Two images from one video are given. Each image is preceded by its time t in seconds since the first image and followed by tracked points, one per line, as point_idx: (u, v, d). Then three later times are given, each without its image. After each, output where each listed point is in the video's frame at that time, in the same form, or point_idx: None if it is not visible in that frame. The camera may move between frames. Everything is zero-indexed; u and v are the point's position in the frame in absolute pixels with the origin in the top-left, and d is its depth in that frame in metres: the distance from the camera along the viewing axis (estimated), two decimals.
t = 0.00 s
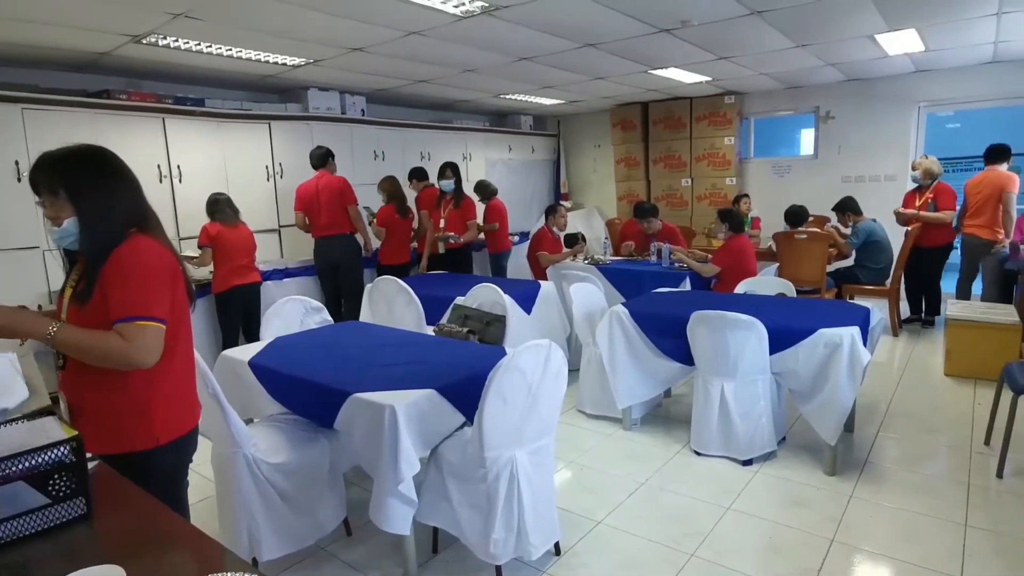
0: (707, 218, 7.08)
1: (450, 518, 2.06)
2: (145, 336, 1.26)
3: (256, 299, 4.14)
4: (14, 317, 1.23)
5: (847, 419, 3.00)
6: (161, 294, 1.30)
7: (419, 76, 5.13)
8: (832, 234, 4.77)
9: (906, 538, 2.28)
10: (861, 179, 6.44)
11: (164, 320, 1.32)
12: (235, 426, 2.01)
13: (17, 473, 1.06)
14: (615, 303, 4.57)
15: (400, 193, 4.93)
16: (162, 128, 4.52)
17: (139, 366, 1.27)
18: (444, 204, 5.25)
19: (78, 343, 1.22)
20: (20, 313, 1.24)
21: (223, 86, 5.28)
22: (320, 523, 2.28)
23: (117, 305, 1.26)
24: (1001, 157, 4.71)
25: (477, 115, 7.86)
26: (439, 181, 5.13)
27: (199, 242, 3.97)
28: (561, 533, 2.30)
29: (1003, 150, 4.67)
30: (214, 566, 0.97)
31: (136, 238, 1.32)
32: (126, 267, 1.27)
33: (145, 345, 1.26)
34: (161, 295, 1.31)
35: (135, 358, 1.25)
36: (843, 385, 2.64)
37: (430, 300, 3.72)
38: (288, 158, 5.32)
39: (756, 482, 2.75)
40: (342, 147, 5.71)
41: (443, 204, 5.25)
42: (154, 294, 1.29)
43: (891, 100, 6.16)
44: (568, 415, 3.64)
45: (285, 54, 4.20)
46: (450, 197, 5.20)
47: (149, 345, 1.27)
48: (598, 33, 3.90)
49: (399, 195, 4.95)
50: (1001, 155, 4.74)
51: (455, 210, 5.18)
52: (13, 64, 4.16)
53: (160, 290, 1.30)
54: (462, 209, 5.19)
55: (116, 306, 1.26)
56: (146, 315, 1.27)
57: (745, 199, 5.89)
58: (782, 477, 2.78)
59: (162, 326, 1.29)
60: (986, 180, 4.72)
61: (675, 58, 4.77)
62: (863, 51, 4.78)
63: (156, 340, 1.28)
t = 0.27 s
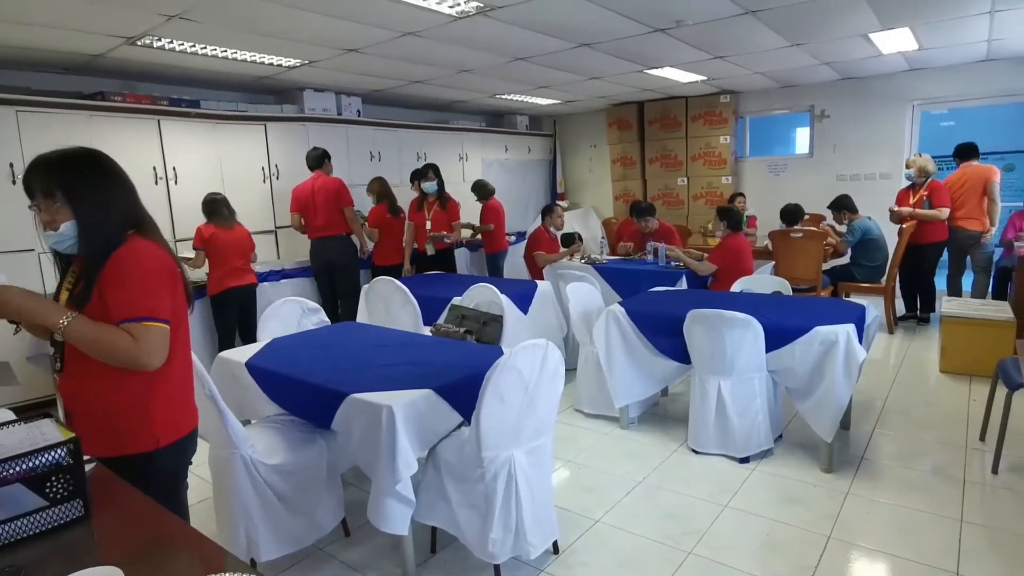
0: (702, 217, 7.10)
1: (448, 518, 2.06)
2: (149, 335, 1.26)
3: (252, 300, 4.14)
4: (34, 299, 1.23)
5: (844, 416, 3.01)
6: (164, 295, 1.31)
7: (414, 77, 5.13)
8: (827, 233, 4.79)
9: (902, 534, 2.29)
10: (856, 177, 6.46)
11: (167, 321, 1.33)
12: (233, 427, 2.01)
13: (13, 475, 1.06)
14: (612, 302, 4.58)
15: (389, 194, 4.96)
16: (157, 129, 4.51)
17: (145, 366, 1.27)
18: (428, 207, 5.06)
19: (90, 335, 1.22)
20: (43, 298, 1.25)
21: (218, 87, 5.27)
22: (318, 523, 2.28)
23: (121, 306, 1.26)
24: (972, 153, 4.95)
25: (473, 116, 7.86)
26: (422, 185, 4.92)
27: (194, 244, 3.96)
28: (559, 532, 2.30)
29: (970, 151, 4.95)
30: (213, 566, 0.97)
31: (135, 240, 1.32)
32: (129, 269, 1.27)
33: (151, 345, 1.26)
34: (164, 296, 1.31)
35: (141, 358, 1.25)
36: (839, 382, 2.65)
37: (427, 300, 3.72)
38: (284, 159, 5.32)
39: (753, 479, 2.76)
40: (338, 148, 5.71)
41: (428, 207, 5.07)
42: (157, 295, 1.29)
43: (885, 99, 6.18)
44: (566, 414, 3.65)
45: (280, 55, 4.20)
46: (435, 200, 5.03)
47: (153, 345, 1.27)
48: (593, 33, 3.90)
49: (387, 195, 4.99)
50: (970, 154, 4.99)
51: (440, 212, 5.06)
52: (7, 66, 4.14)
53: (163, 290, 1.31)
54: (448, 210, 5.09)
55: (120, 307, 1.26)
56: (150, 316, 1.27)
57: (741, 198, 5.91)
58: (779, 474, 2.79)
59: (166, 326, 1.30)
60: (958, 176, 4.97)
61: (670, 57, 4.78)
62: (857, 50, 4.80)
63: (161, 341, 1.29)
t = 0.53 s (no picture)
0: (702, 217, 7.11)
1: (448, 517, 2.06)
2: (156, 323, 1.27)
3: (252, 300, 4.14)
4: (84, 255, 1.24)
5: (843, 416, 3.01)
6: (170, 289, 1.31)
7: (413, 76, 5.13)
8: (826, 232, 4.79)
9: (901, 532, 2.29)
10: (856, 177, 6.47)
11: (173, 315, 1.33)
12: (234, 426, 2.01)
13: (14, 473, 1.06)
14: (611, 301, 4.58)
15: (383, 193, 5.02)
16: (157, 129, 4.51)
17: (149, 359, 1.27)
18: (416, 205, 4.90)
19: (107, 311, 1.21)
20: (88, 262, 1.25)
21: (218, 87, 5.27)
22: (319, 522, 2.28)
23: (127, 299, 1.26)
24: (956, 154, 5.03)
25: (473, 116, 7.86)
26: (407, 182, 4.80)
27: (194, 244, 3.95)
28: (559, 531, 2.31)
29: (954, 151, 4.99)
30: (215, 565, 0.97)
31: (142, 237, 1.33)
32: (136, 264, 1.28)
33: (156, 337, 1.26)
34: (170, 291, 1.31)
35: (146, 351, 1.25)
36: (838, 381, 2.65)
37: (427, 300, 3.72)
38: (284, 159, 5.32)
39: (753, 478, 2.76)
40: (337, 148, 5.71)
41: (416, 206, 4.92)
42: (163, 289, 1.30)
43: (884, 99, 6.19)
44: (566, 413, 3.65)
45: (279, 55, 4.20)
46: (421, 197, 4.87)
47: (161, 335, 1.27)
48: (593, 32, 3.90)
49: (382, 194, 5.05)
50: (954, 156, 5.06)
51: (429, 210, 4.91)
52: (6, 66, 4.14)
53: (170, 285, 1.31)
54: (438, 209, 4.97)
55: (126, 300, 1.26)
56: (157, 306, 1.28)
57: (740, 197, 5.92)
58: (779, 473, 2.80)
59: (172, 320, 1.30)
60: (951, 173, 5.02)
61: (669, 57, 4.78)
62: (856, 50, 4.81)
63: (166, 334, 1.29)
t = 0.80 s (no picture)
0: (702, 217, 7.11)
1: (450, 517, 2.07)
2: (156, 326, 1.26)
3: (252, 300, 4.14)
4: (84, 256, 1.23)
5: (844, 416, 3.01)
6: (172, 292, 1.31)
7: (414, 77, 5.13)
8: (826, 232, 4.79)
9: (902, 532, 2.30)
10: (856, 177, 6.47)
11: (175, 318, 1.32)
12: (235, 426, 2.01)
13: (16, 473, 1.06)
14: (612, 301, 4.58)
15: (383, 194, 5.06)
16: (157, 129, 4.51)
17: (147, 361, 1.26)
18: (416, 206, 4.90)
19: (105, 311, 1.19)
20: (87, 263, 1.24)
21: (218, 87, 5.27)
22: (320, 522, 2.28)
23: (129, 300, 1.26)
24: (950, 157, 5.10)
25: (473, 116, 7.86)
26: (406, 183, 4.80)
27: (195, 245, 3.95)
28: (560, 531, 2.31)
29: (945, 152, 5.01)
30: (219, 564, 0.97)
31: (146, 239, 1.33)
32: (138, 266, 1.28)
33: (155, 339, 1.25)
34: (172, 293, 1.31)
35: (144, 352, 1.24)
36: (839, 380, 2.65)
37: (427, 300, 3.72)
38: (284, 159, 5.32)
39: (753, 478, 2.76)
40: (338, 148, 5.71)
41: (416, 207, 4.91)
42: (164, 291, 1.29)
43: (884, 99, 6.19)
44: (566, 413, 3.65)
45: (280, 55, 4.20)
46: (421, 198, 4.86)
47: (161, 338, 1.27)
48: (593, 33, 3.91)
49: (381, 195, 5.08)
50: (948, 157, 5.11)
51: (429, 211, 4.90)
52: (7, 66, 4.14)
53: (172, 287, 1.31)
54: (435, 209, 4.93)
55: (127, 301, 1.26)
56: (157, 309, 1.27)
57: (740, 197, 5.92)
58: (780, 473, 2.80)
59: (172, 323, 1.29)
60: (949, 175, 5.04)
61: (669, 57, 4.78)
62: (857, 50, 4.81)
63: (166, 337, 1.28)
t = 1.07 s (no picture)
0: (702, 217, 7.11)
1: (450, 518, 2.07)
2: (119, 336, 1.23)
3: (252, 300, 4.14)
4: (65, 262, 1.25)
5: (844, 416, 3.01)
6: (147, 301, 1.28)
7: (414, 77, 5.13)
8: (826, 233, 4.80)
9: (902, 533, 2.30)
10: (856, 177, 6.47)
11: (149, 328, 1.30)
12: (236, 426, 2.01)
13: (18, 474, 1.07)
14: (612, 302, 4.58)
15: (383, 195, 5.04)
16: (157, 129, 4.51)
17: (110, 371, 1.24)
18: (416, 206, 4.90)
19: (71, 316, 1.20)
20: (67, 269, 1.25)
21: (218, 88, 5.27)
22: (320, 523, 2.28)
23: (102, 307, 1.25)
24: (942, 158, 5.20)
25: (473, 116, 7.87)
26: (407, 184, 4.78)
27: (194, 246, 3.93)
28: (561, 532, 2.31)
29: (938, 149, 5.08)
30: (220, 566, 0.97)
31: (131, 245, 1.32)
32: (115, 272, 1.27)
33: (118, 350, 1.23)
34: (147, 302, 1.28)
35: (105, 362, 1.23)
36: (840, 381, 2.65)
37: (428, 301, 3.72)
38: (284, 159, 5.32)
39: (754, 479, 2.76)
40: (338, 148, 5.71)
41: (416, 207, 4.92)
42: (137, 300, 1.27)
43: (885, 99, 6.20)
44: (566, 414, 3.65)
45: (281, 56, 4.21)
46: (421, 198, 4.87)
47: (124, 348, 1.24)
48: (593, 33, 3.91)
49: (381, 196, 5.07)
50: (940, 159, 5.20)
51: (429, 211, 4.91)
52: (6, 66, 4.14)
53: (147, 296, 1.28)
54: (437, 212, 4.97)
55: (100, 308, 1.25)
56: (124, 318, 1.24)
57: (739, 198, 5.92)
58: (780, 474, 2.80)
59: (140, 333, 1.26)
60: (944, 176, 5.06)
61: (670, 58, 4.78)
62: (856, 50, 4.81)
63: (131, 347, 1.25)
